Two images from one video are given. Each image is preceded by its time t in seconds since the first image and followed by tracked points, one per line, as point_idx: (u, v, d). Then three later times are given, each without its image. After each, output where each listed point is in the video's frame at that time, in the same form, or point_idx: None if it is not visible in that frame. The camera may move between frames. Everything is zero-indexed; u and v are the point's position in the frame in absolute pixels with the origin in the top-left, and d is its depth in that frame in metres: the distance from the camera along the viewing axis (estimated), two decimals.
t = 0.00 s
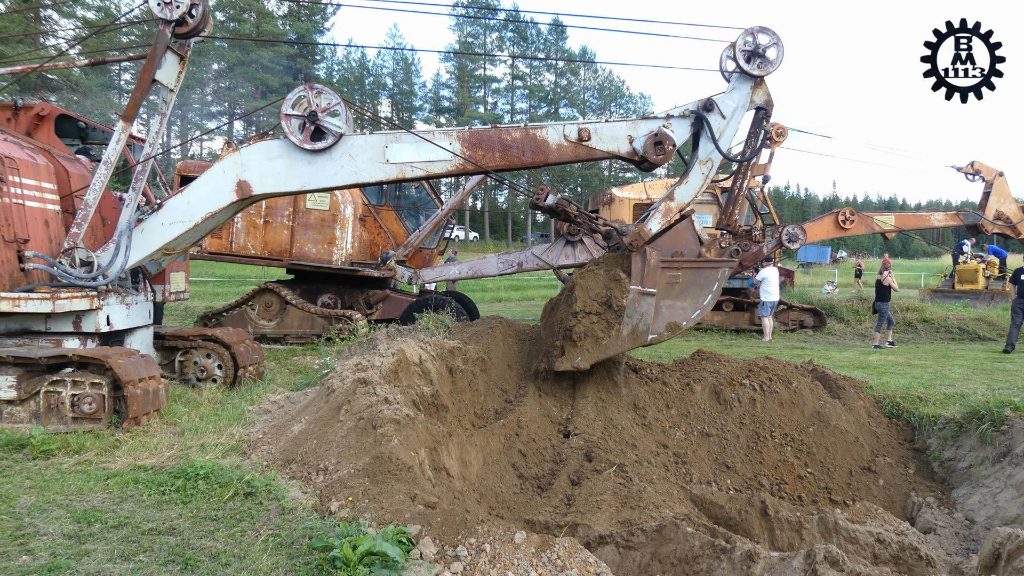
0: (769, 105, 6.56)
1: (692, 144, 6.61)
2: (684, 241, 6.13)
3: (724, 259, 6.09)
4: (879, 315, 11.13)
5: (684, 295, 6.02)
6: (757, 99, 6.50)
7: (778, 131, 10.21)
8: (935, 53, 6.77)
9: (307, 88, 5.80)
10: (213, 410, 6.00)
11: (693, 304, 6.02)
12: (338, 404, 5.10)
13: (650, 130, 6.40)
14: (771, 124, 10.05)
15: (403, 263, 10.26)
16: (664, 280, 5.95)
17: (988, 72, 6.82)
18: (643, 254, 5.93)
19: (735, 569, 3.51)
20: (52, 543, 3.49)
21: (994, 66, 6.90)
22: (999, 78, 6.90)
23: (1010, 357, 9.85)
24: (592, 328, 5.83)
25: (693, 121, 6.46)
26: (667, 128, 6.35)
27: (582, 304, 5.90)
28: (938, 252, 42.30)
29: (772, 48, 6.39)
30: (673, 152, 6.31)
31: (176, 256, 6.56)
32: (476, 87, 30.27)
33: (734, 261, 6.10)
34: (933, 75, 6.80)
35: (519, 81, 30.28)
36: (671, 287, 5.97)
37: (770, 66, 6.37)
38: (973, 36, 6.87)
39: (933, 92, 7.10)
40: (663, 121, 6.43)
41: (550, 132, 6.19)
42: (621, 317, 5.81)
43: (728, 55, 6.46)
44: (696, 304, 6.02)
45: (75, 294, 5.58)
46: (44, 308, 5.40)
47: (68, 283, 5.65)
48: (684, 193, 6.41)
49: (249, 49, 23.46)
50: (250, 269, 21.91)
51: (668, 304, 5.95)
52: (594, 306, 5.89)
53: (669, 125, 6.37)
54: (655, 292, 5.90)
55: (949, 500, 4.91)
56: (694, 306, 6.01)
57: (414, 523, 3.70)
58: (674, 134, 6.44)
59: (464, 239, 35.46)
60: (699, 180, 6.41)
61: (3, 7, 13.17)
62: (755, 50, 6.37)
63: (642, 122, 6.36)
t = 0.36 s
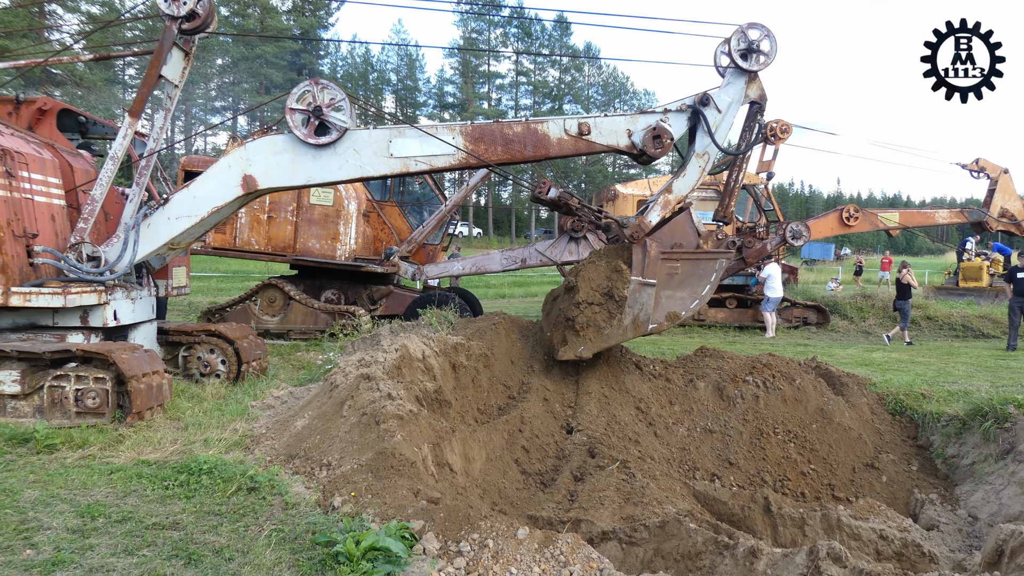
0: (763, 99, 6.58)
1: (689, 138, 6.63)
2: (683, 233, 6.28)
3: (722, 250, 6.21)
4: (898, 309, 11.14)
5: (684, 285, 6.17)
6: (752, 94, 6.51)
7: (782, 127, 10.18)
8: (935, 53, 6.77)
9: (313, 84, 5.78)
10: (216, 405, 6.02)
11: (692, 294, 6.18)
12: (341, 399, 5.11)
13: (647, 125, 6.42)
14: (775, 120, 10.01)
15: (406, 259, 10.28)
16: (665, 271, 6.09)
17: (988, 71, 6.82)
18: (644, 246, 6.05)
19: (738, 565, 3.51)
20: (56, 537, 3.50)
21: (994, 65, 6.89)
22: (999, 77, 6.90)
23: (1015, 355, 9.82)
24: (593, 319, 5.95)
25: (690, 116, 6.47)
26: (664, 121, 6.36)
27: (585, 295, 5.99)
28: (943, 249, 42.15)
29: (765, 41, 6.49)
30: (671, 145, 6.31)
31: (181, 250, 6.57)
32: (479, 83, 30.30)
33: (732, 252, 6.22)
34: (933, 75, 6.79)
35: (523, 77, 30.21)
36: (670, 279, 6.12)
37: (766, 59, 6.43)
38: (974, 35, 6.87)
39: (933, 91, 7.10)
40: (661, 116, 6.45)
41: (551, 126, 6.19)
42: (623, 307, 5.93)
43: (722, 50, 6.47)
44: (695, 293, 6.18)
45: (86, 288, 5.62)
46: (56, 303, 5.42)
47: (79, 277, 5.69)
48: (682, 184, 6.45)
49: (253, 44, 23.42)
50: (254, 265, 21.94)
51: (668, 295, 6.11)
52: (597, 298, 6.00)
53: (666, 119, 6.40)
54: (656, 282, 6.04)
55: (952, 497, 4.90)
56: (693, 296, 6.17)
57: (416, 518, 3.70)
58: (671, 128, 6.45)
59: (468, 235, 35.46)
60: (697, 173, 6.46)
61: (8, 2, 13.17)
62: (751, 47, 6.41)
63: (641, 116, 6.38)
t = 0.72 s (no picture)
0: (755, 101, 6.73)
1: (684, 140, 6.76)
2: (680, 234, 6.34)
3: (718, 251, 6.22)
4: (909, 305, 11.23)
5: (681, 284, 6.19)
6: (745, 96, 6.65)
7: (782, 126, 10.17)
8: (934, 52, 6.76)
9: (316, 88, 5.78)
10: (219, 407, 6.02)
11: (689, 293, 6.21)
12: (343, 401, 5.11)
13: (644, 127, 6.52)
14: (776, 119, 10.00)
15: (408, 260, 10.31)
16: (662, 271, 6.14)
17: (988, 71, 6.81)
18: (642, 246, 6.10)
19: (741, 564, 3.51)
20: (60, 540, 3.51)
21: (995, 65, 6.87)
22: (999, 77, 6.89)
23: (1017, 352, 9.82)
24: (593, 319, 6.02)
25: (685, 118, 6.59)
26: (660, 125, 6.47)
27: (584, 295, 6.06)
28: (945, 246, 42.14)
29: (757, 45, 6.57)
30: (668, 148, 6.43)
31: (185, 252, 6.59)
32: (480, 83, 30.37)
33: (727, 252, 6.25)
34: (933, 75, 6.78)
35: (523, 77, 30.24)
36: (667, 278, 6.15)
37: (759, 62, 6.56)
38: (974, 35, 6.85)
39: (933, 91, 7.08)
40: (657, 118, 6.54)
41: (550, 129, 6.27)
42: (621, 306, 6.00)
43: (714, 54, 6.59)
44: (692, 293, 6.22)
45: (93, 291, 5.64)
46: (64, 306, 5.44)
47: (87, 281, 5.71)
48: (678, 186, 6.63)
49: (253, 46, 23.45)
50: (256, 266, 21.99)
51: (666, 294, 6.14)
52: (597, 298, 6.07)
53: (662, 122, 6.50)
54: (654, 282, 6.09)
55: (955, 495, 4.90)
56: (689, 296, 6.21)
57: (419, 519, 3.71)
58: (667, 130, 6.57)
59: (470, 236, 35.50)
60: (692, 174, 6.60)
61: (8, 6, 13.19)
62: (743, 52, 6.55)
63: (638, 119, 6.46)
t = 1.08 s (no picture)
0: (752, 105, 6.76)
1: (681, 142, 6.79)
2: (678, 235, 6.37)
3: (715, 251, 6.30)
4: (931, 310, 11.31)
5: (679, 284, 6.26)
6: (742, 100, 6.68)
7: (786, 127, 10.16)
8: (935, 53, 6.76)
9: (320, 85, 5.78)
10: (219, 403, 6.02)
11: (686, 293, 6.28)
12: (343, 398, 5.11)
13: (644, 129, 6.53)
14: (779, 120, 9.99)
15: (410, 258, 10.30)
16: (660, 271, 6.19)
17: (988, 71, 6.80)
18: (642, 246, 6.12)
19: (739, 565, 3.51)
20: (58, 534, 3.51)
21: (995, 65, 6.87)
22: (999, 77, 6.89)
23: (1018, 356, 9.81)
24: (592, 317, 6.06)
25: (684, 121, 6.62)
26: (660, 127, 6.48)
27: (583, 295, 6.11)
28: (947, 249, 42.14)
29: (755, 50, 6.59)
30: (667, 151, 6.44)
31: (187, 247, 6.58)
32: (483, 82, 30.36)
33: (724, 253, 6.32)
34: (932, 74, 6.78)
35: (527, 76, 30.25)
36: (666, 279, 6.21)
37: (757, 67, 6.58)
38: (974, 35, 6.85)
39: (934, 92, 7.08)
40: (657, 120, 6.56)
41: (551, 129, 6.27)
42: (620, 305, 6.05)
43: (714, 58, 6.59)
44: (689, 293, 6.28)
45: (99, 286, 5.67)
46: (70, 300, 5.46)
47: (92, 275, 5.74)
48: (676, 188, 6.65)
49: (257, 42, 23.45)
50: (258, 262, 22.00)
51: (663, 294, 6.20)
52: (597, 296, 6.11)
53: (661, 125, 6.51)
54: (652, 281, 6.14)
55: (954, 498, 4.89)
56: (687, 296, 6.27)
57: (417, 517, 3.71)
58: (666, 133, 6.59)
59: (472, 234, 35.53)
60: (690, 176, 6.64)
61: None
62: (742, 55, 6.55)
63: (637, 121, 6.48)
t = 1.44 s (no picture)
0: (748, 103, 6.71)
1: (679, 139, 6.82)
2: (676, 231, 6.47)
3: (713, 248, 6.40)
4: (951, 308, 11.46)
5: (677, 280, 6.38)
6: (738, 98, 6.64)
7: (787, 123, 10.14)
8: (935, 52, 6.74)
9: (323, 84, 5.79)
10: (221, 400, 6.03)
11: (684, 288, 6.39)
12: (345, 395, 5.12)
13: (642, 127, 6.55)
14: (779, 117, 9.98)
15: (411, 255, 10.29)
16: (659, 267, 6.31)
17: (988, 70, 6.78)
18: (640, 243, 6.27)
19: (741, 561, 3.52)
20: (63, 532, 3.52)
21: (995, 64, 6.85)
22: (1000, 76, 6.86)
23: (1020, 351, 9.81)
24: (592, 313, 6.20)
25: (681, 119, 6.63)
26: (657, 126, 6.50)
27: (584, 290, 6.23)
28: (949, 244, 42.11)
29: (750, 48, 6.59)
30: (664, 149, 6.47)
31: (189, 246, 6.60)
32: (483, 78, 30.31)
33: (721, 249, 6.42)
34: (933, 75, 6.75)
35: (527, 73, 30.21)
36: (664, 274, 6.33)
37: (753, 64, 6.58)
38: (975, 34, 6.82)
39: (934, 91, 7.06)
40: (654, 118, 6.58)
41: (550, 127, 6.30)
42: (620, 300, 6.18)
43: (709, 56, 6.57)
44: (687, 288, 6.39)
45: (104, 284, 5.71)
46: (76, 299, 5.50)
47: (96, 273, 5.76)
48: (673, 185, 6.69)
49: (257, 40, 23.40)
50: (259, 260, 22.02)
51: (662, 289, 6.32)
52: (597, 292, 6.25)
53: (658, 122, 6.54)
54: (650, 277, 6.27)
55: (956, 493, 4.89)
56: (684, 291, 6.38)
57: (421, 514, 3.72)
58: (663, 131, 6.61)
59: (473, 231, 35.52)
60: (688, 174, 6.68)
61: None
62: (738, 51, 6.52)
63: (635, 118, 6.50)
